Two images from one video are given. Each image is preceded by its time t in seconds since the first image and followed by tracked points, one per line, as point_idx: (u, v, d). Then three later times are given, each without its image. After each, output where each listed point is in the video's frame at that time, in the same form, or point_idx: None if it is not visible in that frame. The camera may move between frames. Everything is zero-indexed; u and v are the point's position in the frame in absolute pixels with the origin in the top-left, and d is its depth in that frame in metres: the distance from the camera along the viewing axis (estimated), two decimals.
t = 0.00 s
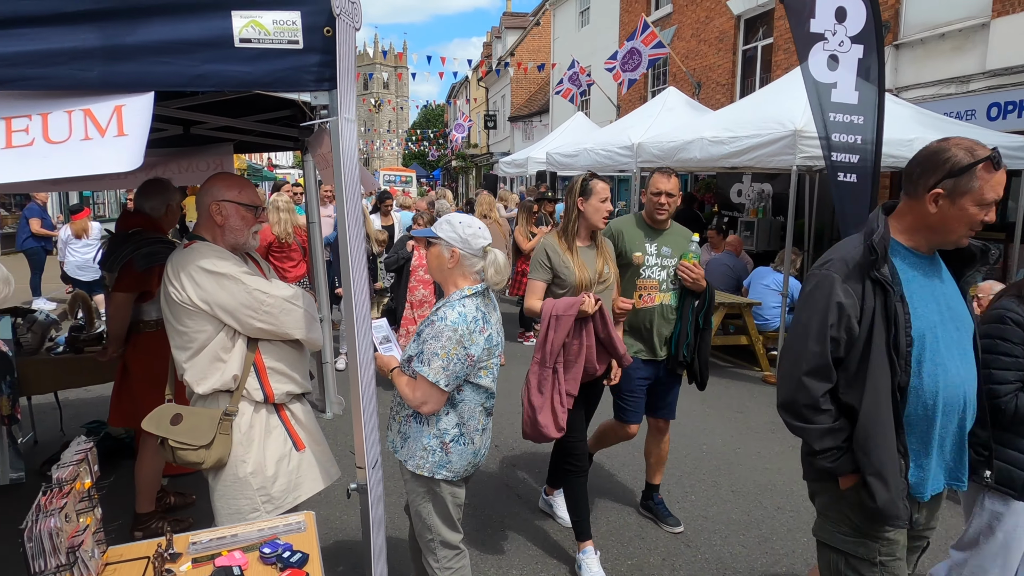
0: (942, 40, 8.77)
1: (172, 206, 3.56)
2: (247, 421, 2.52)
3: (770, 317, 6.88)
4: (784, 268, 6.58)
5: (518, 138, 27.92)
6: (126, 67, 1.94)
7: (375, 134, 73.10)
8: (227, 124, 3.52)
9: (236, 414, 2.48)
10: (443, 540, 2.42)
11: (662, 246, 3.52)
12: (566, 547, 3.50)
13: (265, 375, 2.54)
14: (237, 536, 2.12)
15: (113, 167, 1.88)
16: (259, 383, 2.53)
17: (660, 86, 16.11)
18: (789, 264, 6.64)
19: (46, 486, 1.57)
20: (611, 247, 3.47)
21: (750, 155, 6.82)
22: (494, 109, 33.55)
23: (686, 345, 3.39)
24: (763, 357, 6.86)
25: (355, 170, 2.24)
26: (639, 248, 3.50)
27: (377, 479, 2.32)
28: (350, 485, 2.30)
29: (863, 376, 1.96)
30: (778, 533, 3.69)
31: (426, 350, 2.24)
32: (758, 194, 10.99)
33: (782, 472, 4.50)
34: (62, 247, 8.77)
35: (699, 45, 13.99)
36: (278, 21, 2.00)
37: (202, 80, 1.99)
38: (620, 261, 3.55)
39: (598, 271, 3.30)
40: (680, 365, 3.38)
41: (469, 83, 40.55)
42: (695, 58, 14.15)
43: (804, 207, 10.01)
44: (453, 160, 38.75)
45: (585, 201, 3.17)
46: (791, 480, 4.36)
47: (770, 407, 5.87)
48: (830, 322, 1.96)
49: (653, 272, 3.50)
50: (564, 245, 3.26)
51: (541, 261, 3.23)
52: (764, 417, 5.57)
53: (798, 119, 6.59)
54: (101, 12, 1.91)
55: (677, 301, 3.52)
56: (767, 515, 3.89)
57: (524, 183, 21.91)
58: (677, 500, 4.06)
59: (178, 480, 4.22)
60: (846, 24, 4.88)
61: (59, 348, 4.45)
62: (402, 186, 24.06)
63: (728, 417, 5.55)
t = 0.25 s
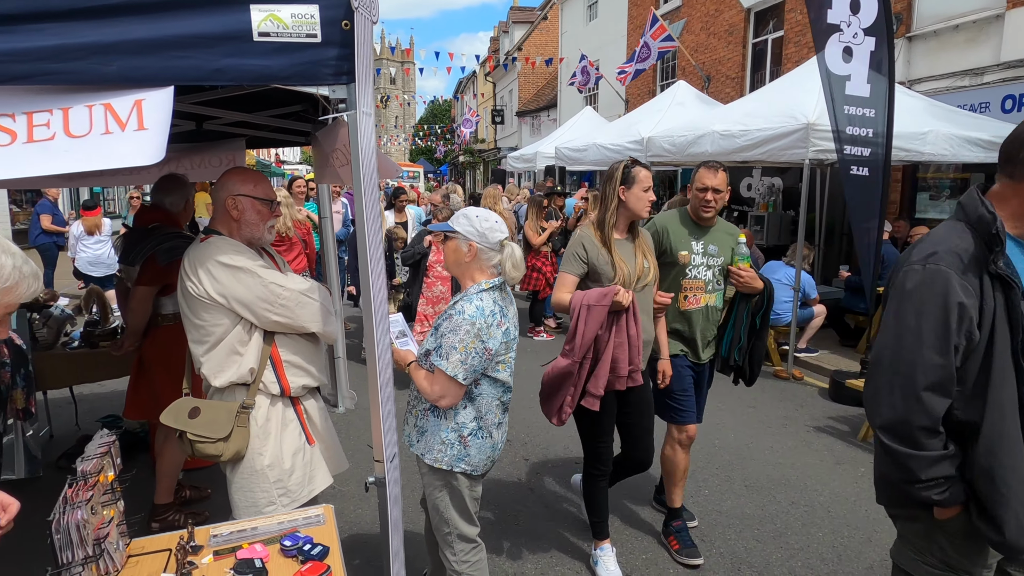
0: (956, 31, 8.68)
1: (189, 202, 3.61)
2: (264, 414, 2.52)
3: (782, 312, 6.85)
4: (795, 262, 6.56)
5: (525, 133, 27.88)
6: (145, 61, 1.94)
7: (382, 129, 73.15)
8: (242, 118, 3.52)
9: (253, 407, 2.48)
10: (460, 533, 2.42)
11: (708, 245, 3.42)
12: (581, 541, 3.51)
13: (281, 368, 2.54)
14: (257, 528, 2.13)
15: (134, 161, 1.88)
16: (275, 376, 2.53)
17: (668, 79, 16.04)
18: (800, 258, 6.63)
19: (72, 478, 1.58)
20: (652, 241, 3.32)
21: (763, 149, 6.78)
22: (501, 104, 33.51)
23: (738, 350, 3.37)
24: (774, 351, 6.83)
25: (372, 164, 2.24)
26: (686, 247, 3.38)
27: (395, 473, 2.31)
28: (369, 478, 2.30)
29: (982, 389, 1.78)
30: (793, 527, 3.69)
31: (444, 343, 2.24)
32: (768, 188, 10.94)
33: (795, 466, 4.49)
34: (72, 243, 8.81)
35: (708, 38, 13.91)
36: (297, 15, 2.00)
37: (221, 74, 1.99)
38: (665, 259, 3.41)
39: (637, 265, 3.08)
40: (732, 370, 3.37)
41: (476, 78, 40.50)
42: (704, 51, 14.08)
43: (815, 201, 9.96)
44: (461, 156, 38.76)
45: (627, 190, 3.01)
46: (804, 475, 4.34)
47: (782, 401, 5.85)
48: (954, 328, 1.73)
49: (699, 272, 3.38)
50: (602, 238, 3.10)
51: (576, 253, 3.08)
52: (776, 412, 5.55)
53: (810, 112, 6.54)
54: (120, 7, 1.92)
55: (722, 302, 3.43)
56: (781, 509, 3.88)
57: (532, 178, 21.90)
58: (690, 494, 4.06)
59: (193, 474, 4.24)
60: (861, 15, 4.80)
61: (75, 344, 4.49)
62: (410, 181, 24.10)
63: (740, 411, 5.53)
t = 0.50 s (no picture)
0: (961, 26, 8.66)
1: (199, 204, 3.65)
2: (277, 412, 2.53)
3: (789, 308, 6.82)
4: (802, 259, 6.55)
5: (528, 132, 27.89)
6: (162, 63, 1.95)
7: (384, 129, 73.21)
8: (252, 119, 3.53)
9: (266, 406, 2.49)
10: (476, 530, 2.43)
11: (756, 255, 3.13)
12: (593, 539, 3.51)
13: (294, 367, 2.55)
14: (276, 527, 2.14)
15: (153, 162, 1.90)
16: (288, 375, 2.54)
17: (672, 77, 16.03)
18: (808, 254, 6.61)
19: (96, 479, 1.59)
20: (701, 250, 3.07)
21: (768, 145, 6.78)
22: (503, 103, 33.51)
23: (794, 356, 3.46)
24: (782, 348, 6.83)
25: (387, 163, 2.25)
26: (733, 261, 3.10)
27: (411, 471, 2.32)
28: (385, 477, 2.31)
29: None
30: (804, 523, 3.69)
31: (459, 341, 2.25)
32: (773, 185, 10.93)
33: (805, 462, 4.48)
34: (81, 245, 8.87)
35: (711, 35, 13.89)
36: (312, 15, 2.01)
37: (238, 75, 2.01)
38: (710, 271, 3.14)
39: (687, 272, 2.87)
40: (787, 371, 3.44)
41: (478, 77, 40.50)
42: (707, 49, 14.06)
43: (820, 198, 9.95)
44: (463, 155, 38.78)
45: (679, 188, 2.83)
46: (815, 471, 4.34)
47: (790, 398, 5.85)
48: None
49: (747, 286, 3.10)
50: (648, 240, 2.90)
51: (621, 257, 2.90)
52: (785, 409, 5.55)
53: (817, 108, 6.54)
54: (138, 10, 1.93)
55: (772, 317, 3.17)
56: (792, 506, 3.88)
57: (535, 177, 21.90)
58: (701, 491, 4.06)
59: (204, 475, 4.25)
60: (867, 11, 4.82)
61: (86, 345, 4.50)
62: (413, 181, 24.12)
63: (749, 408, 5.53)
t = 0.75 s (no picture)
0: (967, 27, 8.65)
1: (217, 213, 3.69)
2: (287, 415, 2.55)
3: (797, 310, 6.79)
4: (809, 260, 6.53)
5: (533, 136, 27.93)
6: (179, 70, 1.98)
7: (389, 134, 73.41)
8: (262, 125, 3.55)
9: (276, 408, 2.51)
10: (489, 532, 2.44)
11: (803, 252, 3.06)
12: (603, 541, 3.52)
13: (304, 370, 2.57)
14: (292, 529, 2.16)
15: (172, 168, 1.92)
16: (298, 377, 2.56)
17: (677, 80, 16.04)
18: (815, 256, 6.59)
19: (117, 481, 1.61)
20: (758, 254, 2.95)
21: (774, 147, 6.78)
22: (508, 107, 33.57)
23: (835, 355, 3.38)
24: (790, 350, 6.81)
25: (401, 168, 2.26)
26: (780, 258, 3.01)
27: (424, 474, 2.33)
28: (399, 479, 2.32)
29: None
30: (816, 525, 3.68)
31: (471, 344, 2.26)
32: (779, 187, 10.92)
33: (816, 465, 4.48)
34: (92, 251, 8.93)
35: (716, 38, 13.90)
36: (326, 22, 2.04)
37: (253, 82, 2.03)
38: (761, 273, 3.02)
39: (755, 284, 2.76)
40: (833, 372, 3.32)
41: (483, 81, 40.59)
42: (712, 51, 14.07)
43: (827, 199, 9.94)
44: (468, 159, 38.87)
45: (746, 195, 2.71)
46: (825, 473, 4.34)
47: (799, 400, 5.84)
48: None
49: (797, 285, 3.03)
50: (713, 251, 2.74)
51: (687, 273, 2.73)
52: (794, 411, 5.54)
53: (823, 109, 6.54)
54: (155, 18, 1.95)
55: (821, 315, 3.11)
56: (803, 508, 3.88)
57: (541, 181, 21.94)
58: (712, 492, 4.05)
59: (216, 478, 4.27)
60: (871, 13, 4.80)
61: (98, 350, 4.54)
62: (418, 185, 24.19)
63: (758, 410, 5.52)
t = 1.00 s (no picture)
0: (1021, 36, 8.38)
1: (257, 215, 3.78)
2: (318, 414, 2.60)
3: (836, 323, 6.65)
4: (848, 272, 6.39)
5: (570, 142, 27.92)
6: (231, 78, 2.04)
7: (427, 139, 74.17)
8: (306, 129, 3.63)
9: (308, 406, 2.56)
10: (519, 538, 2.45)
11: (900, 275, 2.78)
12: (633, 551, 3.49)
13: (336, 370, 2.61)
14: (326, 527, 2.20)
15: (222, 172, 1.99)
16: (331, 378, 2.60)
17: (717, 88, 15.88)
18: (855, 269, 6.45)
19: (163, 473, 1.67)
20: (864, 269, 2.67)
21: (816, 157, 6.67)
22: (545, 114, 33.63)
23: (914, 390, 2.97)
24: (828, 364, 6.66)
25: (440, 174, 2.29)
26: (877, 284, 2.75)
27: (457, 477, 2.35)
28: (432, 481, 2.34)
29: None
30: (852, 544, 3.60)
31: (507, 349, 2.28)
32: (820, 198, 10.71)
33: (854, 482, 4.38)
34: (140, 249, 9.23)
35: (758, 46, 13.72)
36: (372, 31, 2.08)
37: (301, 89, 2.09)
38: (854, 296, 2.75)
39: (869, 298, 2.50)
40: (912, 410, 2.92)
41: (521, 88, 40.76)
42: (754, 59, 13.90)
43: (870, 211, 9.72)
44: (505, 165, 39.03)
45: (865, 206, 2.47)
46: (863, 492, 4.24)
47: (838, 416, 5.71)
48: None
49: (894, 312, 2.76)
50: (822, 264, 2.49)
51: (790, 286, 2.49)
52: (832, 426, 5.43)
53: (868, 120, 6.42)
54: (209, 27, 2.02)
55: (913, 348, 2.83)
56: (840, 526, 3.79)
57: (577, 188, 21.91)
58: (745, 507, 3.99)
59: (252, 473, 4.37)
60: (911, 25, 4.72)
61: (144, 346, 4.69)
62: (455, 191, 24.39)
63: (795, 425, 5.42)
